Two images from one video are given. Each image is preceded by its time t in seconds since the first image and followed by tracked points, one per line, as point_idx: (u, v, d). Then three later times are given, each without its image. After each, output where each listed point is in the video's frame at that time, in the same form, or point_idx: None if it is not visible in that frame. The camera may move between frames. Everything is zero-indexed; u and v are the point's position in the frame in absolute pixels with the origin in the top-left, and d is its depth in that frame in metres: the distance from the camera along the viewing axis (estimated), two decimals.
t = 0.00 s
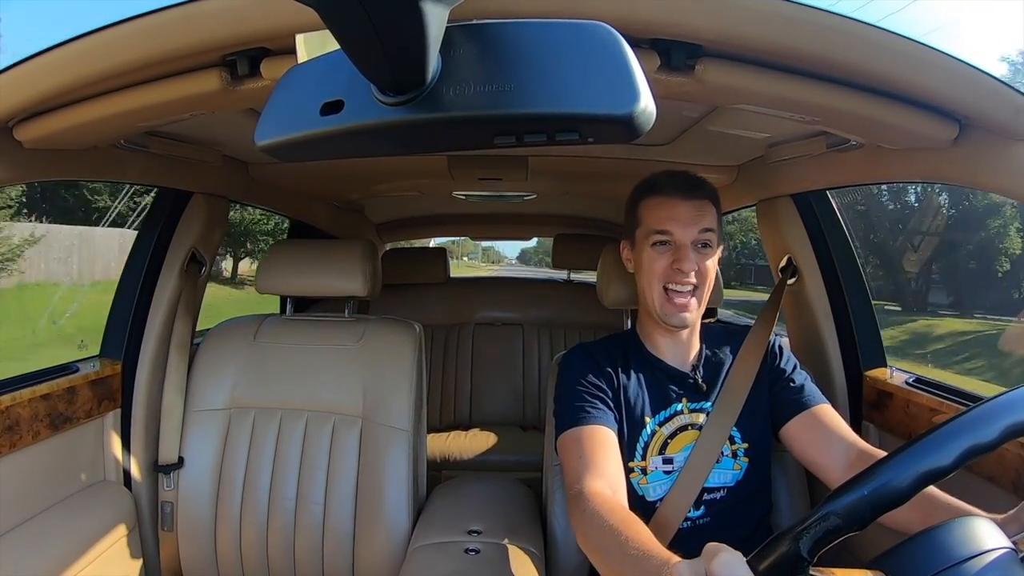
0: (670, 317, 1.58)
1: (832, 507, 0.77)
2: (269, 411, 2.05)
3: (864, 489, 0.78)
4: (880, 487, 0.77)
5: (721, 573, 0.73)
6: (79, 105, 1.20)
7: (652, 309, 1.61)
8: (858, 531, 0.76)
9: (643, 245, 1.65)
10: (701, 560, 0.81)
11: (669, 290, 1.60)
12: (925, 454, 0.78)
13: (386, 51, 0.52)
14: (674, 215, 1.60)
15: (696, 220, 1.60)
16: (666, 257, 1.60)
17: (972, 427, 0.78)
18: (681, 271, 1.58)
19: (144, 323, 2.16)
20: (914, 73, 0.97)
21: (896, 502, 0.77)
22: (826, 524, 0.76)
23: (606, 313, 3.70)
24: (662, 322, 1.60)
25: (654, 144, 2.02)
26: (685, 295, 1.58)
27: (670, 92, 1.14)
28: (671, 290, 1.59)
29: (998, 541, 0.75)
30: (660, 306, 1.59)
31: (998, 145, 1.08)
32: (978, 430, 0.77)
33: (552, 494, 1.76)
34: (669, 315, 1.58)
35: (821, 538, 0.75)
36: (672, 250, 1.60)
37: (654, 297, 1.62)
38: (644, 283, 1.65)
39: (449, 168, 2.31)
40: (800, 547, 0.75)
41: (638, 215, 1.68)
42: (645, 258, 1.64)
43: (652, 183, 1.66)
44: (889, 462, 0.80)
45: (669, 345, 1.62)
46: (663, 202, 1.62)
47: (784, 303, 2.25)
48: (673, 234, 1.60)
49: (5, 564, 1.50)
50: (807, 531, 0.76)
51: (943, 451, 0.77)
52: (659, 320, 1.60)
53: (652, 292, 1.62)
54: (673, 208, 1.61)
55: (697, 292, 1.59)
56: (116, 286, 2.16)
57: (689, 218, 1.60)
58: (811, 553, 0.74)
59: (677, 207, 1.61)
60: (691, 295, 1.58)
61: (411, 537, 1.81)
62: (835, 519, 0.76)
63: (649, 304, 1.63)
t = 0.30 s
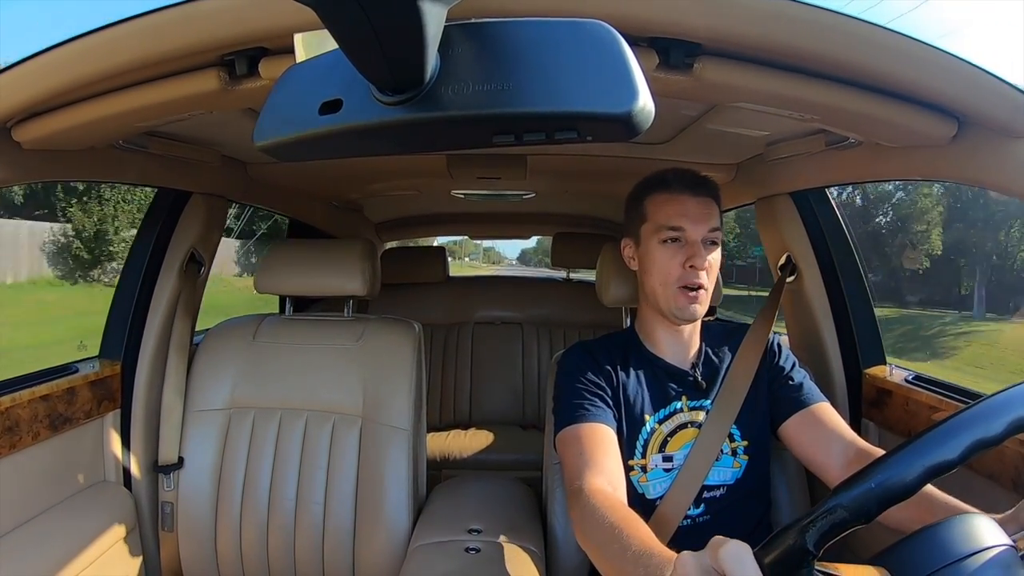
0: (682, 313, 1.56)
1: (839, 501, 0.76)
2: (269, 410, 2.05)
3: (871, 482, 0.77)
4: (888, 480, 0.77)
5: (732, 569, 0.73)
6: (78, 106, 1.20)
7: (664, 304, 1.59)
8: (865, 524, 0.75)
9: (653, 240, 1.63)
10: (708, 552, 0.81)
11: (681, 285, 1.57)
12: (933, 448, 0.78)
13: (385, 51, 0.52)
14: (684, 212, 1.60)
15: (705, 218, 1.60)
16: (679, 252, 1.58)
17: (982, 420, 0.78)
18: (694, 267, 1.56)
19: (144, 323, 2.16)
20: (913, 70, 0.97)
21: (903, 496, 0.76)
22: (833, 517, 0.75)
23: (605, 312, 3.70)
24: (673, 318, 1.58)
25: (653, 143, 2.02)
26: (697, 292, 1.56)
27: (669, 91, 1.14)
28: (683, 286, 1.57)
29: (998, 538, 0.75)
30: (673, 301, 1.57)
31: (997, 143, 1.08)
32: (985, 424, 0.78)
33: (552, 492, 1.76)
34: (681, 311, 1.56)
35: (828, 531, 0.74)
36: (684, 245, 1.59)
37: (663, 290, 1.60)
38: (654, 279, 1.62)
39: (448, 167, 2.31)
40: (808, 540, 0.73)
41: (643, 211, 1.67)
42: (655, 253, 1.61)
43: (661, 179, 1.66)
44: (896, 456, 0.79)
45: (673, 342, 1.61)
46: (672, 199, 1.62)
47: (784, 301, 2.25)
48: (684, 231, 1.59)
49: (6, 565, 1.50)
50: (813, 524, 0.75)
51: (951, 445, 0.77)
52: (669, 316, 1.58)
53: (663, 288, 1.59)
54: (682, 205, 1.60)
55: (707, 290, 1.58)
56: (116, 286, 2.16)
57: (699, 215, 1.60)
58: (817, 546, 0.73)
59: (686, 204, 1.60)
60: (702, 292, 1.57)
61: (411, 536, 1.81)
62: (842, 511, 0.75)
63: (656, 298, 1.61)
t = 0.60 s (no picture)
0: (683, 319, 1.57)
1: (827, 509, 0.77)
2: (269, 412, 2.05)
3: (860, 491, 0.78)
4: (875, 488, 0.77)
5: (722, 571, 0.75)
6: (77, 107, 1.20)
7: (665, 310, 1.59)
8: (854, 532, 0.76)
9: (654, 245, 1.62)
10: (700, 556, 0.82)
11: (683, 292, 1.57)
12: (923, 454, 0.78)
13: (384, 53, 0.52)
14: (687, 216, 1.59)
15: (707, 223, 1.60)
16: (681, 258, 1.58)
17: (973, 426, 0.78)
18: (696, 274, 1.57)
19: (143, 324, 2.16)
20: (912, 71, 0.97)
21: (891, 503, 0.77)
22: (822, 525, 0.76)
23: (604, 313, 3.70)
24: (673, 324, 1.59)
25: (653, 144, 2.02)
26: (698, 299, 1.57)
27: (669, 92, 1.14)
28: (684, 292, 1.57)
29: (998, 539, 0.75)
30: (674, 308, 1.57)
31: (997, 144, 1.09)
32: (975, 429, 0.77)
33: (551, 494, 1.76)
34: (683, 318, 1.57)
35: (816, 539, 0.75)
36: (686, 251, 1.58)
37: (664, 298, 1.59)
38: (654, 284, 1.61)
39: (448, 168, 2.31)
40: (795, 549, 0.75)
41: (644, 213, 1.66)
42: (657, 259, 1.61)
43: (661, 180, 1.66)
44: (885, 463, 0.80)
45: (672, 345, 1.62)
46: (675, 202, 1.61)
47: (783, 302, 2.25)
48: (686, 236, 1.58)
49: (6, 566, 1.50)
50: (801, 533, 0.76)
51: (941, 451, 0.77)
52: (670, 322, 1.59)
53: (665, 294, 1.59)
54: (685, 209, 1.60)
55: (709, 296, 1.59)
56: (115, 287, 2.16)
57: (702, 220, 1.59)
58: (806, 555, 0.74)
59: (689, 208, 1.60)
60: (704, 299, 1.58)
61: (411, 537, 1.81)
62: (830, 520, 0.76)
63: (658, 304, 1.61)
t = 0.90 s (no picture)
0: (676, 321, 1.56)
1: (815, 520, 0.83)
2: (269, 410, 2.05)
3: (846, 502, 0.82)
4: (863, 500, 0.81)
5: None
6: (80, 104, 1.20)
7: (659, 311, 1.59)
8: (839, 544, 0.81)
9: (653, 246, 1.62)
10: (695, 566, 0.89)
11: (677, 294, 1.56)
12: (910, 464, 0.80)
13: (386, 51, 0.52)
14: (686, 219, 1.58)
15: (708, 226, 1.58)
16: (677, 260, 1.57)
17: (962, 435, 0.79)
18: (691, 276, 1.55)
19: (144, 322, 2.16)
20: (915, 72, 0.97)
21: (878, 513, 0.80)
22: (809, 535, 0.82)
23: (606, 312, 3.70)
24: (667, 325, 1.59)
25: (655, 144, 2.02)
26: (693, 301, 1.56)
27: (671, 92, 1.14)
28: (678, 294, 1.56)
29: (998, 541, 0.74)
30: (667, 310, 1.57)
31: (999, 145, 1.08)
32: (964, 438, 0.79)
33: (552, 494, 1.76)
34: (676, 320, 1.56)
35: (803, 550, 0.82)
36: (683, 253, 1.57)
37: (661, 299, 1.59)
38: (651, 284, 1.61)
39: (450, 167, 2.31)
40: (783, 559, 0.82)
41: (649, 213, 1.66)
42: (654, 259, 1.61)
43: (667, 181, 1.65)
44: (875, 472, 0.82)
45: (668, 347, 1.61)
46: (677, 203, 1.60)
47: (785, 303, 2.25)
48: (684, 239, 1.58)
49: (7, 563, 1.50)
50: (789, 544, 0.83)
51: (926, 461, 0.79)
52: (664, 323, 1.59)
53: (659, 295, 1.59)
54: (685, 211, 1.59)
55: (705, 299, 1.57)
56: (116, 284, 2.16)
57: (703, 222, 1.58)
58: (793, 564, 0.82)
59: (690, 210, 1.59)
60: (700, 301, 1.56)
61: (411, 535, 1.81)
62: (817, 531, 0.82)
63: (653, 305, 1.61)
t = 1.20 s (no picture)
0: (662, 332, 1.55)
1: (814, 521, 0.82)
2: (269, 411, 2.05)
3: (845, 503, 0.82)
4: (861, 501, 0.81)
5: None
6: (80, 104, 1.20)
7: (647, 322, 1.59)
8: (838, 545, 0.81)
9: (639, 256, 1.62)
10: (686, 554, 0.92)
11: (661, 305, 1.55)
12: (910, 465, 0.80)
13: (386, 52, 0.52)
14: (667, 228, 1.57)
15: (692, 232, 1.56)
16: (659, 270, 1.56)
17: (962, 435, 0.79)
18: (673, 287, 1.54)
19: (144, 323, 2.16)
20: (915, 72, 0.97)
21: (877, 514, 0.80)
22: (807, 537, 0.82)
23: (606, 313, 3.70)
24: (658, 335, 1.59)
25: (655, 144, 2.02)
26: (678, 311, 1.54)
27: (672, 93, 1.14)
28: (662, 305, 1.55)
29: (998, 541, 0.74)
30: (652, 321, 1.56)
31: (999, 145, 1.08)
32: (963, 439, 0.79)
33: (552, 494, 1.76)
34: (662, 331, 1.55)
35: (803, 550, 0.82)
36: (666, 263, 1.56)
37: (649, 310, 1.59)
38: (640, 295, 1.61)
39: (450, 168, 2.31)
40: (783, 560, 0.82)
41: (638, 221, 1.66)
42: (640, 270, 1.61)
43: (652, 189, 1.64)
44: (875, 472, 0.82)
45: (666, 352, 1.62)
46: (660, 212, 1.59)
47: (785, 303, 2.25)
48: (667, 248, 1.56)
49: (7, 563, 1.50)
50: (788, 545, 0.83)
51: (926, 461, 0.79)
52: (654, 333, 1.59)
53: (646, 305, 1.59)
54: (667, 220, 1.57)
55: (691, 307, 1.54)
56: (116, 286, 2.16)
57: (685, 230, 1.56)
58: (791, 565, 0.82)
59: (673, 218, 1.57)
60: (684, 310, 1.54)
61: (410, 536, 1.81)
62: (815, 533, 0.82)
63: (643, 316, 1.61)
